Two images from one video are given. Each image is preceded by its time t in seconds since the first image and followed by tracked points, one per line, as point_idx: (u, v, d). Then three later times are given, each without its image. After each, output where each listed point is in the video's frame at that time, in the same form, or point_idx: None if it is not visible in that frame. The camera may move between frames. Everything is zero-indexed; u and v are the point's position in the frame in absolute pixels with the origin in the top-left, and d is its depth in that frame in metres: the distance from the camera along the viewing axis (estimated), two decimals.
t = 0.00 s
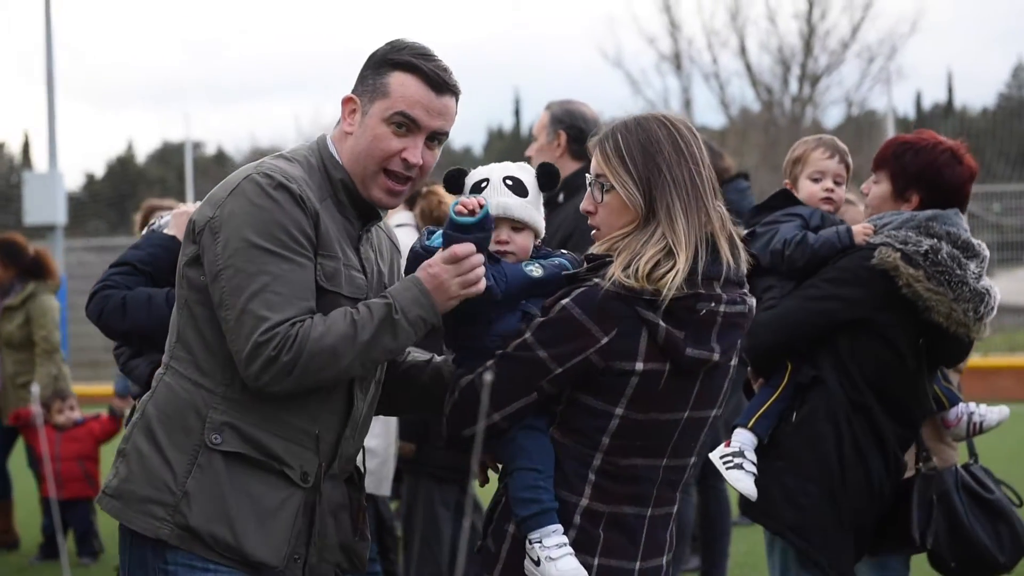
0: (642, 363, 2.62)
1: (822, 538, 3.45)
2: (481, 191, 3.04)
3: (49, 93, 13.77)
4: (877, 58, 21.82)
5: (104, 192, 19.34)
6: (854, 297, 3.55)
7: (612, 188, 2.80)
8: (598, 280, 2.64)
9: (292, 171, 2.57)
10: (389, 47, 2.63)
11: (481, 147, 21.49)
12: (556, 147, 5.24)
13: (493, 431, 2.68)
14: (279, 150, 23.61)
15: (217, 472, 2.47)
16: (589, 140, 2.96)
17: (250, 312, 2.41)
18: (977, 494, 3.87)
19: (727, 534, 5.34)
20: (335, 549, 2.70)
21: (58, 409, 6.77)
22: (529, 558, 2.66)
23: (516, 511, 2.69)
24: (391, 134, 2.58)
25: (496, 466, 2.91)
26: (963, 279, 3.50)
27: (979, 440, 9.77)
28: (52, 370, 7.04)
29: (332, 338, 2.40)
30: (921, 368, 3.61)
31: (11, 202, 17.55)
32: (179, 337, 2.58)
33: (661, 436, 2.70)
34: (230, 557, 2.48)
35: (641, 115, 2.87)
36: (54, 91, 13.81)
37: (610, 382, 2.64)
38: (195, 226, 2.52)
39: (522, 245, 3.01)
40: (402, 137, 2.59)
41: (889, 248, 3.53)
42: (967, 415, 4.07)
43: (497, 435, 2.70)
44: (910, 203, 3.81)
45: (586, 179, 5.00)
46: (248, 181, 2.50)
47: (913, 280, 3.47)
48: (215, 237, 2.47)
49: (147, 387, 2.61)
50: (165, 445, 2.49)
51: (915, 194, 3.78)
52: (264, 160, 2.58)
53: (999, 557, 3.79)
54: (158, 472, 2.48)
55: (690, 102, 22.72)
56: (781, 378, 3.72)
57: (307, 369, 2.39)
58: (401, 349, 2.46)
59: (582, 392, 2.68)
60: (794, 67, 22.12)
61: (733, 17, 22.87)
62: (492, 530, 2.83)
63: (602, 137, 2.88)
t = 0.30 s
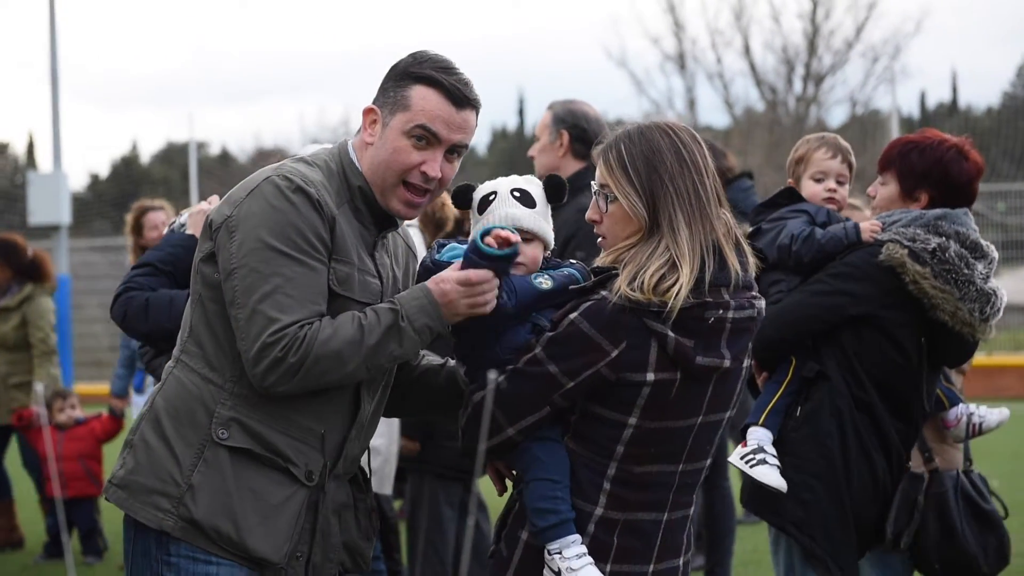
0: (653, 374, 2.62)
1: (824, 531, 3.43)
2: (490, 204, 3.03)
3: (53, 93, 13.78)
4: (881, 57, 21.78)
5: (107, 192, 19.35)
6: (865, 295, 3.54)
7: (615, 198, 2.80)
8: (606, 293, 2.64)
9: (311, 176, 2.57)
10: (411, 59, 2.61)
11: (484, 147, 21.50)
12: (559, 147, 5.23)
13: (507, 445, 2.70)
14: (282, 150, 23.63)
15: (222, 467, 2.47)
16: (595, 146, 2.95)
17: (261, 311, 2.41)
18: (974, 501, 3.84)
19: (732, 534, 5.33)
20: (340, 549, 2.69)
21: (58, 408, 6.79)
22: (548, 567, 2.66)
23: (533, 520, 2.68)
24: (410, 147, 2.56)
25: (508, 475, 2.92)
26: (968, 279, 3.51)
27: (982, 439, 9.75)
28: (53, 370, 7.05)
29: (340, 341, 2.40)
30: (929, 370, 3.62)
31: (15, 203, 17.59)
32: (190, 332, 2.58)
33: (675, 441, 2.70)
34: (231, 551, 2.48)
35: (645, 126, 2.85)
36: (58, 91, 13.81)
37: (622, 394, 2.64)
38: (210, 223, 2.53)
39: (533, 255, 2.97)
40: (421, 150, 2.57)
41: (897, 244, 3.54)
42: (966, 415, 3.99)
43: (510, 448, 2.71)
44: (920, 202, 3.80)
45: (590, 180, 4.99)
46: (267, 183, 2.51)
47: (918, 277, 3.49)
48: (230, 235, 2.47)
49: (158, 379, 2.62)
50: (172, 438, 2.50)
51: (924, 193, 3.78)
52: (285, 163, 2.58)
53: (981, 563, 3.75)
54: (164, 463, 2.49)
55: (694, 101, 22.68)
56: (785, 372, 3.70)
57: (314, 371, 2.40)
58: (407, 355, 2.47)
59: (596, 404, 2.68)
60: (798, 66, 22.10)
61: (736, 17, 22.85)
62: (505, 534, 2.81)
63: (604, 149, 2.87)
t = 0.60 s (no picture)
0: (660, 361, 2.62)
1: (827, 525, 3.43)
2: (493, 187, 3.08)
3: (52, 90, 13.78)
4: (881, 56, 21.77)
5: (107, 191, 19.37)
6: (852, 286, 3.55)
7: (621, 188, 2.80)
8: (615, 281, 2.63)
9: (320, 176, 2.58)
10: (420, 64, 2.60)
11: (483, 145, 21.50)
12: (556, 145, 5.25)
13: (510, 431, 2.67)
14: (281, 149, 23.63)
15: (221, 462, 2.47)
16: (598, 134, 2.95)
17: (263, 308, 2.41)
18: (972, 496, 3.84)
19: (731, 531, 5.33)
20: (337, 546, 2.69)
21: (54, 406, 6.80)
22: (554, 555, 2.64)
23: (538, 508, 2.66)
24: (418, 153, 2.56)
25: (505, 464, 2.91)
26: (961, 271, 3.51)
27: (980, 438, 9.76)
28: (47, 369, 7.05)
29: (338, 339, 2.40)
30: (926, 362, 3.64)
31: (14, 201, 17.61)
32: (193, 327, 2.59)
33: (677, 428, 2.70)
34: (227, 545, 2.48)
35: (651, 113, 2.85)
36: (57, 91, 13.81)
37: (628, 381, 2.64)
38: (218, 219, 2.53)
39: (535, 240, 3.06)
40: (428, 156, 2.57)
41: (890, 236, 3.54)
42: (962, 406, 3.98)
43: (513, 434, 2.68)
44: (919, 194, 3.81)
45: (587, 176, 4.99)
46: (276, 182, 2.51)
47: (911, 269, 3.49)
48: (236, 232, 2.47)
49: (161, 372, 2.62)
50: (173, 431, 2.50)
51: (922, 185, 3.78)
52: (293, 162, 2.59)
53: (977, 560, 3.76)
54: (164, 456, 2.49)
55: (694, 99, 22.68)
56: (780, 365, 3.72)
57: (313, 370, 2.39)
58: (406, 353, 2.47)
59: (601, 391, 2.67)
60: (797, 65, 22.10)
61: (736, 16, 22.85)
62: (506, 523, 2.80)
63: (611, 135, 2.86)
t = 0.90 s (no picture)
0: (662, 362, 2.61)
1: (824, 536, 3.40)
2: (487, 184, 3.06)
3: (51, 95, 13.78)
4: (879, 61, 21.79)
5: (105, 197, 19.37)
6: (853, 297, 3.55)
7: (627, 183, 2.79)
8: (619, 280, 2.61)
9: (319, 184, 2.58)
10: (418, 74, 2.60)
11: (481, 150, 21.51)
12: (554, 150, 5.25)
13: (508, 431, 2.64)
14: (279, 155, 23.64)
15: (218, 466, 2.47)
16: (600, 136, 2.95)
17: (257, 313, 2.40)
18: (977, 493, 3.94)
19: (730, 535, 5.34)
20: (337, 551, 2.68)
21: (47, 412, 6.81)
22: (558, 558, 2.62)
23: (540, 511, 2.64)
24: (416, 163, 2.56)
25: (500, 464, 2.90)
26: (959, 281, 3.51)
27: (980, 442, 9.75)
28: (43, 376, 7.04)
29: (328, 340, 2.38)
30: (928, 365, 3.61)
31: (12, 206, 17.65)
32: (192, 331, 2.59)
33: (675, 430, 2.70)
34: (224, 548, 2.47)
35: (655, 113, 2.86)
36: (57, 97, 13.81)
37: (631, 381, 2.63)
38: (216, 226, 2.54)
39: (527, 238, 3.08)
40: (427, 166, 2.56)
41: (887, 247, 3.55)
42: (956, 414, 3.88)
43: (513, 434, 2.66)
44: (915, 203, 3.81)
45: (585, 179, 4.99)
46: (275, 189, 2.52)
47: (908, 279, 3.48)
48: (232, 239, 2.47)
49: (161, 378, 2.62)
50: (170, 435, 2.50)
51: (918, 195, 3.78)
52: (291, 171, 2.60)
53: (993, 556, 3.86)
54: (161, 460, 2.49)
55: (692, 104, 22.69)
56: (779, 376, 3.72)
57: (304, 373, 2.38)
58: (397, 347, 2.44)
59: (602, 391, 2.66)
60: (795, 70, 22.13)
61: (734, 21, 22.87)
62: (505, 529, 2.78)
63: (617, 131, 2.86)
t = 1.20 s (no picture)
0: (668, 369, 2.62)
1: (821, 538, 3.43)
2: (475, 192, 3.18)
3: (49, 92, 13.77)
4: (878, 57, 21.78)
5: (104, 194, 19.40)
6: (856, 302, 3.55)
7: (634, 181, 2.79)
8: (623, 287, 2.62)
9: (314, 186, 2.59)
10: (414, 77, 2.59)
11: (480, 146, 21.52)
12: (552, 147, 5.24)
13: (512, 444, 2.63)
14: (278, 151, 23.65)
15: (212, 465, 2.47)
16: (595, 141, 2.98)
17: (249, 313, 2.41)
18: (976, 489, 3.84)
19: (728, 535, 5.34)
20: (332, 551, 2.69)
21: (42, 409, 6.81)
22: (564, 572, 2.61)
23: (545, 527, 2.61)
24: (412, 166, 2.55)
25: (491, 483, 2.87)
26: (955, 282, 3.48)
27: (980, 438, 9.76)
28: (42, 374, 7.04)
29: (319, 342, 2.38)
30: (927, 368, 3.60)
31: (11, 203, 17.69)
32: (187, 330, 2.59)
33: (677, 439, 2.70)
34: (218, 547, 2.47)
35: (652, 124, 2.92)
36: (54, 93, 13.80)
37: (636, 389, 2.63)
38: (211, 226, 2.54)
39: (519, 241, 3.17)
40: (422, 169, 2.55)
41: (881, 254, 3.54)
42: (952, 412, 3.97)
43: (517, 447, 2.64)
44: (908, 205, 3.81)
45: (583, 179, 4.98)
46: (269, 190, 2.52)
47: (902, 286, 3.47)
48: (226, 239, 2.48)
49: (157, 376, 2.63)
50: (164, 434, 2.50)
51: (912, 196, 3.78)
52: (287, 171, 2.60)
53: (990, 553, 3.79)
54: (155, 458, 2.49)
55: (690, 101, 22.70)
56: (780, 381, 3.74)
57: (294, 374, 2.38)
58: (389, 354, 2.44)
59: (607, 401, 2.65)
60: (794, 67, 22.13)
61: (733, 17, 22.86)
62: (501, 542, 2.75)
63: (619, 133, 2.89)
